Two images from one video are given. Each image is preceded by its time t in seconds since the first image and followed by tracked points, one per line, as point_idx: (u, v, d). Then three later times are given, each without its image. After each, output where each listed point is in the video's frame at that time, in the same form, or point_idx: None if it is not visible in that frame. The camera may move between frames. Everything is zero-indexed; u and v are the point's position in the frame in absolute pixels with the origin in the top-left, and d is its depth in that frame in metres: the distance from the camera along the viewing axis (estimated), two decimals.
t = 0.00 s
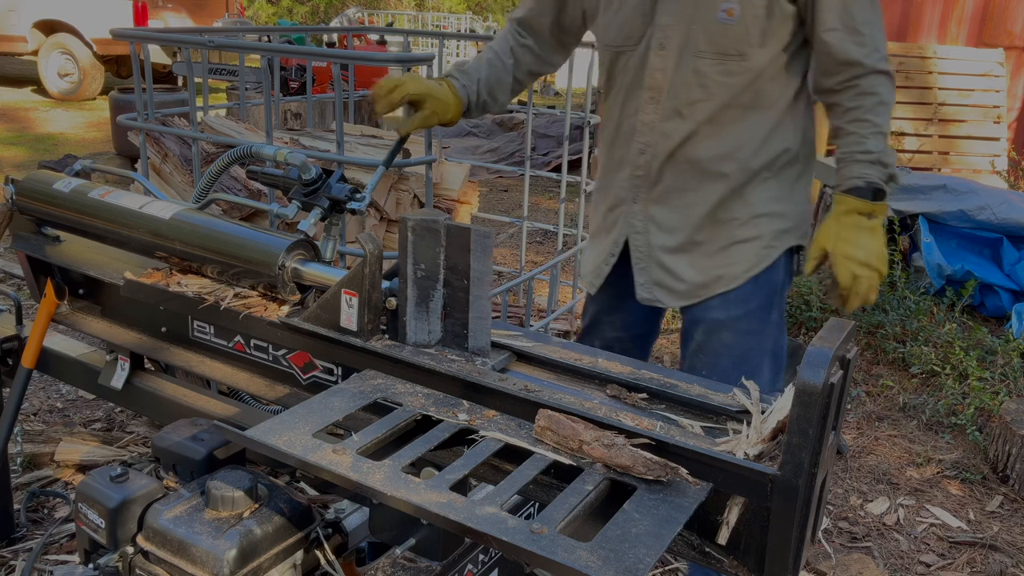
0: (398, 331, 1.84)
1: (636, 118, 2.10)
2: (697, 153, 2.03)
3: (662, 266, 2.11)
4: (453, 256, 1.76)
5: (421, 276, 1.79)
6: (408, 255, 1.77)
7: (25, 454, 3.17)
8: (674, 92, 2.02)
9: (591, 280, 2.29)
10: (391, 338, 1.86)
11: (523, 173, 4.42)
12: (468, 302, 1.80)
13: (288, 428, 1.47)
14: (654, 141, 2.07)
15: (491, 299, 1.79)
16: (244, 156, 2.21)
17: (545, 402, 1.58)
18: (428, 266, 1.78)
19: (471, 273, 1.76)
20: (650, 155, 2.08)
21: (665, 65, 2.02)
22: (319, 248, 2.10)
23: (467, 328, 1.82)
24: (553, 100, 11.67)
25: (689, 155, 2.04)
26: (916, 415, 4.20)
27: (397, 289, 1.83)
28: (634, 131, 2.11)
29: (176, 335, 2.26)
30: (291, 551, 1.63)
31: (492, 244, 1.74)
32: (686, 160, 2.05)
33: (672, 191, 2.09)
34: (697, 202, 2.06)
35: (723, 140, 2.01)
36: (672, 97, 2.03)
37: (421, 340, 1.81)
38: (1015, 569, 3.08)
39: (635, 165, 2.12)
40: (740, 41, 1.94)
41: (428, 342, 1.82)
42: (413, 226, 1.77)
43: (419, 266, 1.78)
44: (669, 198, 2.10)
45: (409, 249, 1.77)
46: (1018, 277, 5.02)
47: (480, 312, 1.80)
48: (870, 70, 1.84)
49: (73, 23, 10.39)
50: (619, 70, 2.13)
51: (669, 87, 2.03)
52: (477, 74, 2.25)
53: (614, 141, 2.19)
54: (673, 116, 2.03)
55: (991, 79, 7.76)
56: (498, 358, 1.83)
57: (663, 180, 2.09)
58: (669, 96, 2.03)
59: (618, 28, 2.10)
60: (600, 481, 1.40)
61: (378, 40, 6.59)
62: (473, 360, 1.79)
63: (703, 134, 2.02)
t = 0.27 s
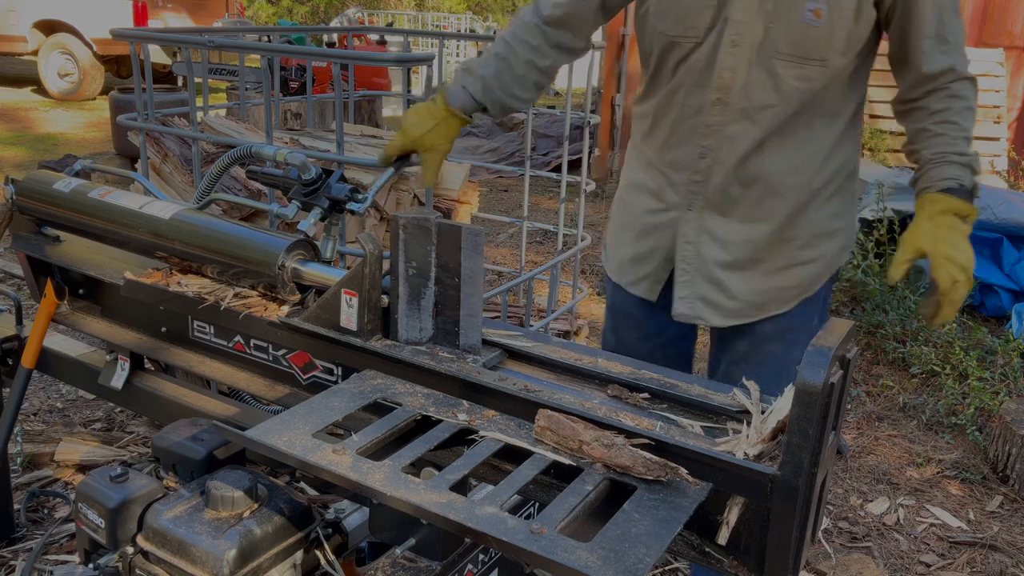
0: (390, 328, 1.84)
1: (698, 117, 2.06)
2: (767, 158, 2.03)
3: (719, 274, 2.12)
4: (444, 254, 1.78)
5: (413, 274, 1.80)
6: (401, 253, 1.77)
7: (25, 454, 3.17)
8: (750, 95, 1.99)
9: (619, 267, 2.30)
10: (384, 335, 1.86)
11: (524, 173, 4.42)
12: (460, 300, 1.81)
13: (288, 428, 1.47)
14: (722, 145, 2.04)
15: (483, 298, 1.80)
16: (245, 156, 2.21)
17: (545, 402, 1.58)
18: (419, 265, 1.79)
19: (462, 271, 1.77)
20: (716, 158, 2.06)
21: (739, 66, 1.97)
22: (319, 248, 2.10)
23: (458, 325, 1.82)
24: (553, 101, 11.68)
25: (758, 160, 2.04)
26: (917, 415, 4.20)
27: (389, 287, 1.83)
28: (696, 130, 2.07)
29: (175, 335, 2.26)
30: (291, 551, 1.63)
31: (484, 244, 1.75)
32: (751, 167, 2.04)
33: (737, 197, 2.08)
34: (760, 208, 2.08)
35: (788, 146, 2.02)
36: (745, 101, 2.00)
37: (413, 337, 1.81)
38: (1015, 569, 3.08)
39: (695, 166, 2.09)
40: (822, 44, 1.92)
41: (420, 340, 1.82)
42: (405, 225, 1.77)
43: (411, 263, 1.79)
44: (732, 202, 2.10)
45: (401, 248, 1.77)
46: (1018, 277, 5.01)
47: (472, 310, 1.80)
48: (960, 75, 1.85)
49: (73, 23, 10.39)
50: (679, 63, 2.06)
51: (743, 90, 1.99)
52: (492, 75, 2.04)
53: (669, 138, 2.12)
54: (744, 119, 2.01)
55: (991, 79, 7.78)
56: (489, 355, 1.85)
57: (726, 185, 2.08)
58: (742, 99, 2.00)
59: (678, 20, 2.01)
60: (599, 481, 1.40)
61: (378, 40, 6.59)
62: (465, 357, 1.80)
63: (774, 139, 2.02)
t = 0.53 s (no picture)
0: (391, 327, 1.84)
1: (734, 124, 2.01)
2: (808, 164, 1.99)
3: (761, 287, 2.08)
4: (444, 254, 1.78)
5: (413, 274, 1.80)
6: (400, 253, 1.78)
7: (25, 454, 3.17)
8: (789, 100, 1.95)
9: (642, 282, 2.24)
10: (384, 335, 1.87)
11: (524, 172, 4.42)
12: (460, 299, 1.81)
13: (288, 428, 1.47)
14: (762, 152, 2.01)
15: (483, 298, 1.80)
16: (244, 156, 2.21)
17: (545, 402, 1.58)
18: (419, 265, 1.79)
19: (462, 271, 1.77)
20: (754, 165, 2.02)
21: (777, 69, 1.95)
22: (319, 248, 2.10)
23: (458, 325, 1.82)
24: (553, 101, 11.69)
25: (798, 167, 2.00)
26: (917, 415, 4.20)
27: (389, 287, 1.83)
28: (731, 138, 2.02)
29: (175, 335, 2.26)
30: (291, 551, 1.63)
31: (484, 244, 1.75)
32: (790, 173, 2.01)
33: (776, 206, 2.05)
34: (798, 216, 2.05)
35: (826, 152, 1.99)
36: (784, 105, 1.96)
37: (413, 337, 1.81)
38: (1015, 569, 3.08)
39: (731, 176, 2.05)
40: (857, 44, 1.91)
41: (420, 340, 1.82)
42: (405, 226, 1.77)
43: (411, 263, 1.79)
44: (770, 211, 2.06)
45: (401, 248, 1.77)
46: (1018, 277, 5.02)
47: (472, 310, 1.80)
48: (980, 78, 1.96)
49: (73, 23, 10.39)
50: (709, 72, 1.99)
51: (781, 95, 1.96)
52: (552, 87, 1.97)
53: (697, 148, 2.06)
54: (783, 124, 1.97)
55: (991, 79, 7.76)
56: (489, 355, 1.85)
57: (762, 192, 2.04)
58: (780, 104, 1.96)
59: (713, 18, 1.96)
60: (600, 482, 1.40)
61: (378, 40, 6.59)
62: (465, 357, 1.80)
63: (812, 146, 1.99)
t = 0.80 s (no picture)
0: (390, 328, 1.84)
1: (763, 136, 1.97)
2: (833, 171, 2.02)
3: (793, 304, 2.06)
4: (444, 254, 1.78)
5: (413, 274, 1.80)
6: (400, 253, 1.77)
7: (25, 454, 3.17)
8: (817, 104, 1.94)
9: (661, 303, 2.19)
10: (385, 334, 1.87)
11: (524, 172, 4.43)
12: (460, 299, 1.81)
13: (288, 428, 1.47)
14: (791, 154, 1.99)
15: (483, 298, 1.80)
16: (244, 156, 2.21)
17: (546, 402, 1.58)
18: (419, 265, 1.79)
19: (462, 271, 1.77)
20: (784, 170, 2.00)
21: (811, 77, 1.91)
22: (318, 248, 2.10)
23: (458, 325, 1.82)
24: (553, 100, 11.69)
25: (823, 173, 2.01)
26: (917, 415, 4.20)
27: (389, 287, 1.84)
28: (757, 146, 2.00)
29: (175, 335, 2.26)
30: (291, 551, 1.63)
31: (484, 244, 1.75)
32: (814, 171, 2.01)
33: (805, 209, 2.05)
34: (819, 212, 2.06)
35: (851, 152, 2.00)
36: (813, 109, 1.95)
37: (412, 338, 1.81)
38: (1015, 569, 3.08)
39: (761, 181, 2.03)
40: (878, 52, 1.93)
41: (420, 340, 1.82)
42: (405, 225, 1.77)
43: (411, 263, 1.79)
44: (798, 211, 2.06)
45: (402, 248, 1.77)
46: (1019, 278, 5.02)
47: (472, 310, 1.81)
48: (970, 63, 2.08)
49: (73, 23, 10.39)
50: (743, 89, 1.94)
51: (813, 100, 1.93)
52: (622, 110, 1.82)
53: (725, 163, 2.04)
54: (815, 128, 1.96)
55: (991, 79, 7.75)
56: (489, 355, 1.85)
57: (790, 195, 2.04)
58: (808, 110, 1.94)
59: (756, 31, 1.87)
60: (599, 481, 1.40)
61: (378, 40, 6.59)
62: (465, 357, 1.80)
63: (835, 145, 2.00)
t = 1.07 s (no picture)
0: (391, 327, 1.84)
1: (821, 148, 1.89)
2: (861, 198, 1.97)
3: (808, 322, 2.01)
4: (444, 253, 1.78)
5: (413, 274, 1.80)
6: (400, 253, 1.77)
7: (25, 454, 3.17)
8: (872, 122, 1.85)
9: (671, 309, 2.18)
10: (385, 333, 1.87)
11: (524, 172, 4.42)
12: (460, 299, 1.81)
13: (288, 428, 1.47)
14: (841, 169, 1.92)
15: (483, 298, 1.80)
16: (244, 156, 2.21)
17: (545, 402, 1.58)
18: (419, 265, 1.79)
19: (462, 271, 1.77)
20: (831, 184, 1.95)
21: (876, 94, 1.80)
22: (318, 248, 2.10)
23: (458, 326, 1.82)
24: (553, 100, 11.69)
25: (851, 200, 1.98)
26: (917, 415, 4.20)
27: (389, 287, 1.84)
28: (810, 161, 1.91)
29: (175, 335, 2.26)
30: (291, 551, 1.63)
31: (484, 244, 1.75)
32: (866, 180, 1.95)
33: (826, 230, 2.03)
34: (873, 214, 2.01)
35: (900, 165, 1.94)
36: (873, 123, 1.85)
37: (412, 337, 1.81)
38: (1015, 569, 3.08)
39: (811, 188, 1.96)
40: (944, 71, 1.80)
41: (420, 340, 1.82)
42: (405, 225, 1.77)
43: (411, 263, 1.79)
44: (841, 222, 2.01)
45: (402, 248, 1.77)
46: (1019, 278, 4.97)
47: (472, 310, 1.81)
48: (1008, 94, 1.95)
49: (73, 23, 10.39)
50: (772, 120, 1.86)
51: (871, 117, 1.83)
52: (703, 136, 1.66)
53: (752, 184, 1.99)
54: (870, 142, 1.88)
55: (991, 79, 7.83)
56: (489, 355, 1.85)
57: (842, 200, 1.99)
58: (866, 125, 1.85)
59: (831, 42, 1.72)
60: (599, 481, 1.40)
61: (378, 40, 6.60)
62: (465, 357, 1.80)
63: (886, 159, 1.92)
